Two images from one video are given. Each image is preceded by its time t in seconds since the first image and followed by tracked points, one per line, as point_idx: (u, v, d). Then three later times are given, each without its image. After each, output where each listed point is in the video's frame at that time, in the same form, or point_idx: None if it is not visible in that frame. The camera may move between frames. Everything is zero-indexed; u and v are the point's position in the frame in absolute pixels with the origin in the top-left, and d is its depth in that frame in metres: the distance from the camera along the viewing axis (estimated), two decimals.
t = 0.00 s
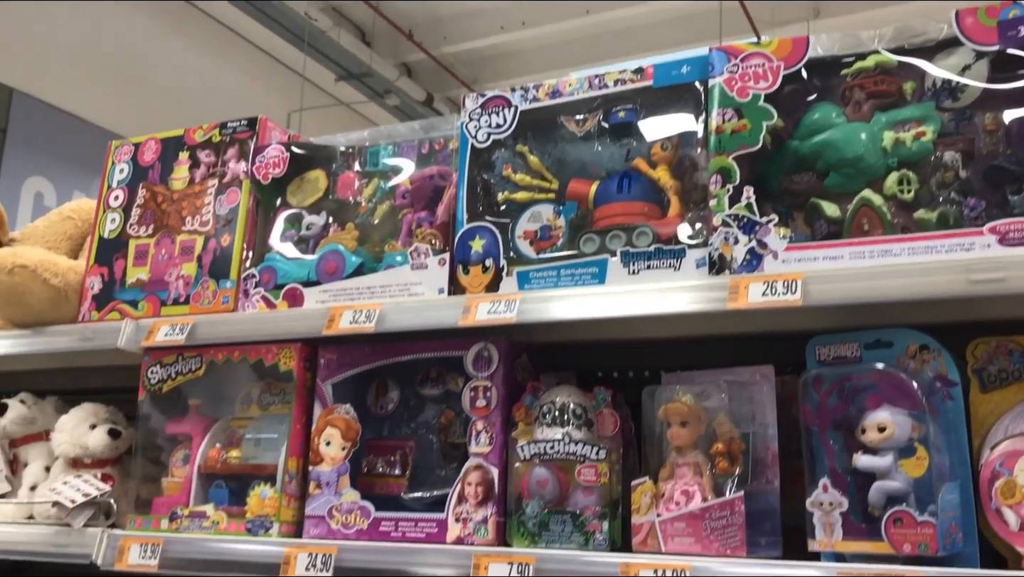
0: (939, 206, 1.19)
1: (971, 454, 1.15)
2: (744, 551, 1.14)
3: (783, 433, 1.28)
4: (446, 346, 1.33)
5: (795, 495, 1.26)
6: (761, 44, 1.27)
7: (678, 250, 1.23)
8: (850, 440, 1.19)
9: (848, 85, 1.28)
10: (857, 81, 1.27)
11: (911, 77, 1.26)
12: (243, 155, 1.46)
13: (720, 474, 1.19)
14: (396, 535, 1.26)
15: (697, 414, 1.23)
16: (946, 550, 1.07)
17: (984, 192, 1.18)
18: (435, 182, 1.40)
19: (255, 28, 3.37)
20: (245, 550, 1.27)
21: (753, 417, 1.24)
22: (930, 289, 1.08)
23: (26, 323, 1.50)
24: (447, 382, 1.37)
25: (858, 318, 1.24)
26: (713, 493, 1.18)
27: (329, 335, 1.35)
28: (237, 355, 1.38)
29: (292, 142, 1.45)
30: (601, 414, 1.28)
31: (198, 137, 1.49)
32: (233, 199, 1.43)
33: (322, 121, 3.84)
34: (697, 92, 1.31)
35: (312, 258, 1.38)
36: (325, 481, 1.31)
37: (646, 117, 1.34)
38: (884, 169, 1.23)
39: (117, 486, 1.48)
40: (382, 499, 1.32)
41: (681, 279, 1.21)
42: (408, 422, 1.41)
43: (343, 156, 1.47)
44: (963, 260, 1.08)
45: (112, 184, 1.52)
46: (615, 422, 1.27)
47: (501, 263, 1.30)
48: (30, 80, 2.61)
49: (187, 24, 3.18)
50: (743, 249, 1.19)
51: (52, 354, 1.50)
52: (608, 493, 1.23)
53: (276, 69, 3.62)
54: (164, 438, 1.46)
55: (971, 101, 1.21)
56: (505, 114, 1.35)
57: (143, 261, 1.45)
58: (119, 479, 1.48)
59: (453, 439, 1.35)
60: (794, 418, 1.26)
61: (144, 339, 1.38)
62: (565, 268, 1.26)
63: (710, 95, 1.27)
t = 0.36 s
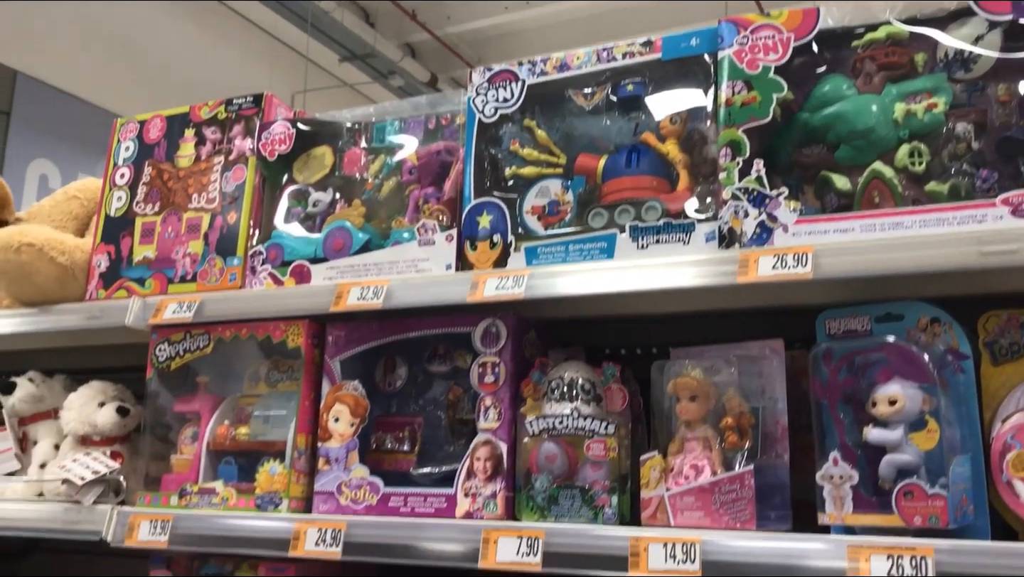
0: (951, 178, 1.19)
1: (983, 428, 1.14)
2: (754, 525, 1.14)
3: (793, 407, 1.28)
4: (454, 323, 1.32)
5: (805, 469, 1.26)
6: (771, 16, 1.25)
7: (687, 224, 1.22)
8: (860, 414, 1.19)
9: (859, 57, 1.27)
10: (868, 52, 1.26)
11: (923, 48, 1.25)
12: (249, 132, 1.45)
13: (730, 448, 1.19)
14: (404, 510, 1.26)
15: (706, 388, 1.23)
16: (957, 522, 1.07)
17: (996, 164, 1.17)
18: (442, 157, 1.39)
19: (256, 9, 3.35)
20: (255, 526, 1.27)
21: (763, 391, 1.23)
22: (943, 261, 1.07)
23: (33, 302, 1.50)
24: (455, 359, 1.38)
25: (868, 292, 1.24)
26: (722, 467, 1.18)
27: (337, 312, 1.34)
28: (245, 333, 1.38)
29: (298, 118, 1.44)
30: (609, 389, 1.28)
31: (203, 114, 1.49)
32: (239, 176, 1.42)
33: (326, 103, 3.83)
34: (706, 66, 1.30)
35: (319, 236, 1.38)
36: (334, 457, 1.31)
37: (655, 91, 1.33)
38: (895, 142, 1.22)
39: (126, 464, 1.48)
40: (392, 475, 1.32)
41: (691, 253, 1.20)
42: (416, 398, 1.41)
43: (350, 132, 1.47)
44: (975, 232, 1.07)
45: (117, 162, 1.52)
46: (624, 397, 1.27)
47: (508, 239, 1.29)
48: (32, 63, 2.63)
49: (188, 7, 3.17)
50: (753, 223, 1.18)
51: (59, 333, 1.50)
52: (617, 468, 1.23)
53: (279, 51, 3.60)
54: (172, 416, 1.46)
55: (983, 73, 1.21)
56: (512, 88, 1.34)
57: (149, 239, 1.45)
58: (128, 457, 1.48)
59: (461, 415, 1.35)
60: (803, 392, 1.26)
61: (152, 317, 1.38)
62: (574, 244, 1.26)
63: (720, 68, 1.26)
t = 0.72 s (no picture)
0: (966, 142, 1.17)
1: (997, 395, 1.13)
2: (767, 492, 1.13)
3: (806, 374, 1.28)
4: (464, 293, 1.32)
5: (817, 436, 1.26)
6: None
7: (699, 191, 1.21)
8: (874, 379, 1.18)
9: (874, 20, 1.25)
10: (883, 16, 1.25)
11: (938, 11, 1.24)
12: (255, 103, 1.44)
13: (742, 416, 1.18)
14: (416, 479, 1.26)
15: (718, 355, 1.22)
16: (972, 487, 1.06)
17: (1012, 127, 1.15)
18: (451, 126, 1.39)
19: None
20: (267, 496, 1.27)
21: (775, 358, 1.23)
22: (960, 226, 1.06)
23: (43, 276, 1.49)
24: (466, 330, 1.37)
25: (881, 258, 1.23)
26: (735, 434, 1.17)
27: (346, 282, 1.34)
28: (255, 304, 1.37)
29: (305, 88, 1.43)
30: (621, 357, 1.27)
31: (210, 85, 1.48)
32: (247, 147, 1.42)
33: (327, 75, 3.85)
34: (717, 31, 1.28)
35: (328, 207, 1.37)
36: (345, 428, 1.31)
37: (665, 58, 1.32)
38: (909, 105, 1.21)
39: (137, 436, 1.49)
40: (403, 445, 1.32)
41: (703, 220, 1.20)
42: (427, 368, 1.41)
43: (357, 102, 1.46)
44: (991, 195, 1.06)
45: (124, 134, 1.51)
46: (635, 366, 1.26)
47: (518, 208, 1.28)
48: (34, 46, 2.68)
49: None
50: (766, 188, 1.17)
51: (68, 306, 1.50)
52: (629, 436, 1.22)
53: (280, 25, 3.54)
54: (183, 388, 1.46)
55: (1000, 34, 1.20)
56: (521, 54, 1.33)
57: (158, 211, 1.44)
58: (139, 430, 1.49)
59: (471, 385, 1.35)
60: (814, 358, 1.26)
61: (161, 289, 1.38)
62: (584, 212, 1.24)
63: (731, 33, 1.24)
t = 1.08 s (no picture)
0: (979, 113, 1.16)
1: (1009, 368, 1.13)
2: (778, 465, 1.12)
3: (815, 347, 1.28)
4: (473, 270, 1.31)
5: (828, 410, 1.26)
6: None
7: (709, 164, 1.21)
8: (885, 352, 1.18)
9: None
10: None
11: None
12: (261, 80, 1.44)
13: (752, 390, 1.18)
14: (426, 456, 1.26)
15: (728, 330, 1.22)
16: (984, 460, 1.06)
17: None
18: (458, 101, 1.38)
19: None
20: (277, 473, 1.28)
21: (785, 332, 1.22)
22: (973, 197, 1.05)
23: (50, 255, 1.49)
24: (474, 306, 1.37)
25: (892, 231, 1.22)
26: (745, 408, 1.17)
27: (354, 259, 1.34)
28: (263, 282, 1.37)
29: (311, 64, 1.42)
30: (630, 333, 1.27)
31: (215, 63, 1.47)
32: (253, 124, 1.41)
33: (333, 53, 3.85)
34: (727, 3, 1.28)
35: (335, 183, 1.36)
36: (354, 405, 1.31)
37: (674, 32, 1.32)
38: (921, 77, 1.20)
39: (147, 414, 1.50)
40: (412, 421, 1.32)
41: (713, 193, 1.19)
42: (434, 345, 1.41)
43: (364, 78, 1.46)
44: (1005, 165, 1.05)
45: (130, 113, 1.51)
46: (644, 341, 1.26)
47: (527, 183, 1.27)
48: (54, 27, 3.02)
49: None
50: (776, 161, 1.16)
51: (76, 285, 1.50)
52: (638, 411, 1.22)
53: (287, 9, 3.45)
54: (192, 365, 1.46)
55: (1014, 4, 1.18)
56: (529, 28, 1.32)
57: (165, 189, 1.44)
58: (148, 408, 1.49)
59: (480, 361, 1.35)
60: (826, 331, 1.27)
61: (169, 268, 1.37)
62: (593, 186, 1.24)
63: (741, 6, 1.23)
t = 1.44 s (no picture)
0: (993, 80, 1.15)
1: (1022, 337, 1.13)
2: (789, 436, 1.12)
3: (827, 318, 1.28)
4: (482, 244, 1.31)
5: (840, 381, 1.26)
6: None
7: (720, 135, 1.20)
8: (897, 323, 1.17)
9: None
10: None
11: None
12: (269, 54, 1.43)
13: (764, 360, 1.18)
14: (437, 429, 1.26)
15: (740, 301, 1.21)
16: (997, 429, 1.05)
17: None
18: (466, 74, 1.37)
19: None
20: (288, 447, 1.28)
21: (797, 304, 1.21)
22: (989, 164, 1.03)
23: (59, 233, 1.49)
24: (483, 281, 1.37)
25: (905, 200, 1.22)
26: (756, 379, 1.16)
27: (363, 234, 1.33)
28: (272, 258, 1.37)
29: (317, 39, 1.41)
30: (640, 306, 1.26)
31: (222, 37, 1.47)
32: (260, 99, 1.41)
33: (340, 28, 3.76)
34: None
35: (343, 157, 1.36)
36: (365, 379, 1.31)
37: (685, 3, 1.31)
38: (934, 45, 1.19)
39: (158, 390, 1.50)
40: (422, 395, 1.33)
41: (724, 163, 1.18)
42: (444, 320, 1.41)
43: (371, 51, 1.45)
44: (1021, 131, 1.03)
45: (136, 89, 1.50)
46: (655, 314, 1.24)
47: (536, 155, 1.27)
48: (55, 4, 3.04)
49: None
50: (788, 131, 1.15)
51: (85, 263, 1.50)
52: (649, 383, 1.22)
53: None
54: (202, 341, 1.47)
55: None
56: None
57: (173, 165, 1.43)
58: (159, 384, 1.49)
59: (490, 335, 1.35)
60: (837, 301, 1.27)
61: (178, 244, 1.37)
62: (603, 158, 1.24)
63: None
